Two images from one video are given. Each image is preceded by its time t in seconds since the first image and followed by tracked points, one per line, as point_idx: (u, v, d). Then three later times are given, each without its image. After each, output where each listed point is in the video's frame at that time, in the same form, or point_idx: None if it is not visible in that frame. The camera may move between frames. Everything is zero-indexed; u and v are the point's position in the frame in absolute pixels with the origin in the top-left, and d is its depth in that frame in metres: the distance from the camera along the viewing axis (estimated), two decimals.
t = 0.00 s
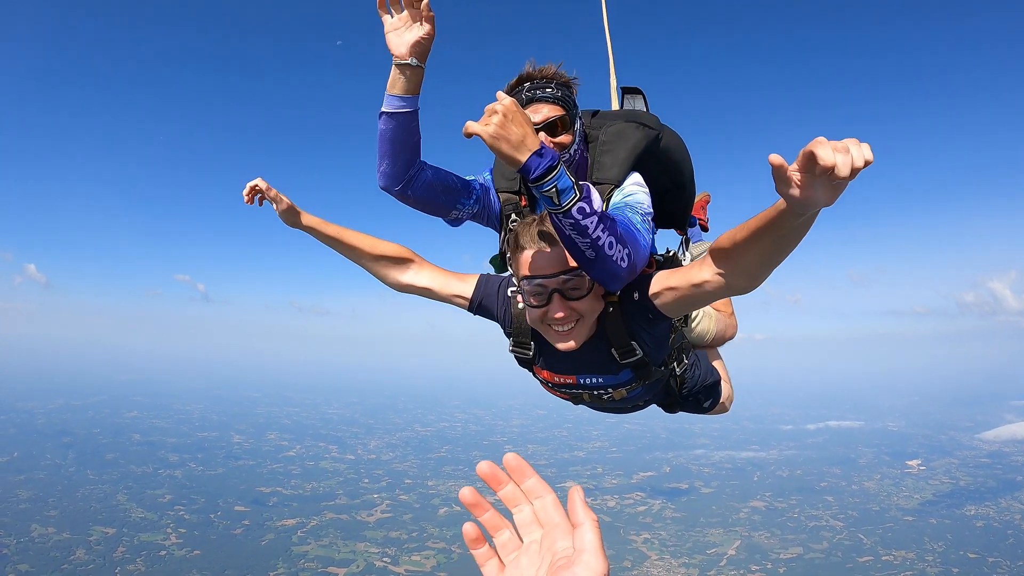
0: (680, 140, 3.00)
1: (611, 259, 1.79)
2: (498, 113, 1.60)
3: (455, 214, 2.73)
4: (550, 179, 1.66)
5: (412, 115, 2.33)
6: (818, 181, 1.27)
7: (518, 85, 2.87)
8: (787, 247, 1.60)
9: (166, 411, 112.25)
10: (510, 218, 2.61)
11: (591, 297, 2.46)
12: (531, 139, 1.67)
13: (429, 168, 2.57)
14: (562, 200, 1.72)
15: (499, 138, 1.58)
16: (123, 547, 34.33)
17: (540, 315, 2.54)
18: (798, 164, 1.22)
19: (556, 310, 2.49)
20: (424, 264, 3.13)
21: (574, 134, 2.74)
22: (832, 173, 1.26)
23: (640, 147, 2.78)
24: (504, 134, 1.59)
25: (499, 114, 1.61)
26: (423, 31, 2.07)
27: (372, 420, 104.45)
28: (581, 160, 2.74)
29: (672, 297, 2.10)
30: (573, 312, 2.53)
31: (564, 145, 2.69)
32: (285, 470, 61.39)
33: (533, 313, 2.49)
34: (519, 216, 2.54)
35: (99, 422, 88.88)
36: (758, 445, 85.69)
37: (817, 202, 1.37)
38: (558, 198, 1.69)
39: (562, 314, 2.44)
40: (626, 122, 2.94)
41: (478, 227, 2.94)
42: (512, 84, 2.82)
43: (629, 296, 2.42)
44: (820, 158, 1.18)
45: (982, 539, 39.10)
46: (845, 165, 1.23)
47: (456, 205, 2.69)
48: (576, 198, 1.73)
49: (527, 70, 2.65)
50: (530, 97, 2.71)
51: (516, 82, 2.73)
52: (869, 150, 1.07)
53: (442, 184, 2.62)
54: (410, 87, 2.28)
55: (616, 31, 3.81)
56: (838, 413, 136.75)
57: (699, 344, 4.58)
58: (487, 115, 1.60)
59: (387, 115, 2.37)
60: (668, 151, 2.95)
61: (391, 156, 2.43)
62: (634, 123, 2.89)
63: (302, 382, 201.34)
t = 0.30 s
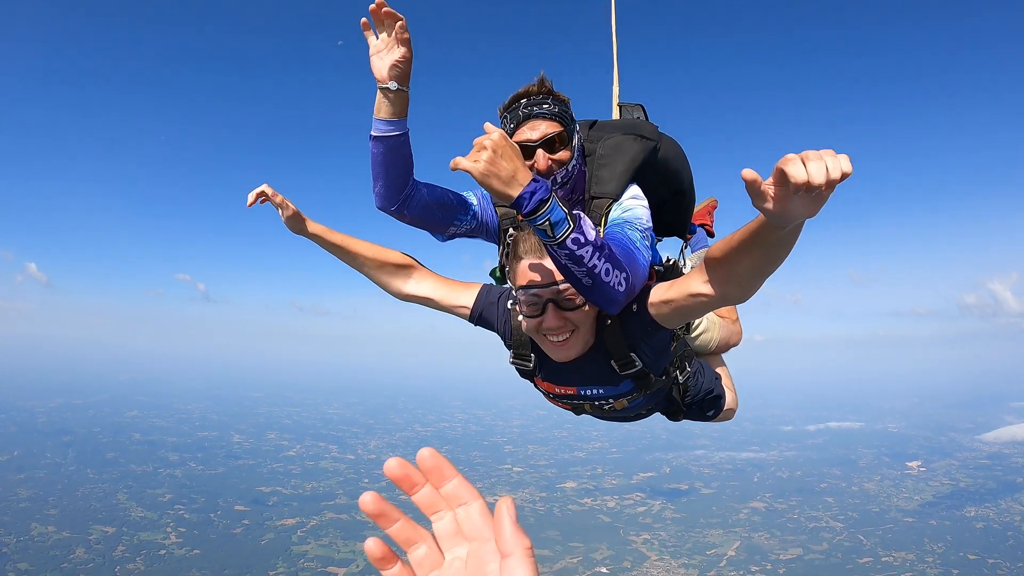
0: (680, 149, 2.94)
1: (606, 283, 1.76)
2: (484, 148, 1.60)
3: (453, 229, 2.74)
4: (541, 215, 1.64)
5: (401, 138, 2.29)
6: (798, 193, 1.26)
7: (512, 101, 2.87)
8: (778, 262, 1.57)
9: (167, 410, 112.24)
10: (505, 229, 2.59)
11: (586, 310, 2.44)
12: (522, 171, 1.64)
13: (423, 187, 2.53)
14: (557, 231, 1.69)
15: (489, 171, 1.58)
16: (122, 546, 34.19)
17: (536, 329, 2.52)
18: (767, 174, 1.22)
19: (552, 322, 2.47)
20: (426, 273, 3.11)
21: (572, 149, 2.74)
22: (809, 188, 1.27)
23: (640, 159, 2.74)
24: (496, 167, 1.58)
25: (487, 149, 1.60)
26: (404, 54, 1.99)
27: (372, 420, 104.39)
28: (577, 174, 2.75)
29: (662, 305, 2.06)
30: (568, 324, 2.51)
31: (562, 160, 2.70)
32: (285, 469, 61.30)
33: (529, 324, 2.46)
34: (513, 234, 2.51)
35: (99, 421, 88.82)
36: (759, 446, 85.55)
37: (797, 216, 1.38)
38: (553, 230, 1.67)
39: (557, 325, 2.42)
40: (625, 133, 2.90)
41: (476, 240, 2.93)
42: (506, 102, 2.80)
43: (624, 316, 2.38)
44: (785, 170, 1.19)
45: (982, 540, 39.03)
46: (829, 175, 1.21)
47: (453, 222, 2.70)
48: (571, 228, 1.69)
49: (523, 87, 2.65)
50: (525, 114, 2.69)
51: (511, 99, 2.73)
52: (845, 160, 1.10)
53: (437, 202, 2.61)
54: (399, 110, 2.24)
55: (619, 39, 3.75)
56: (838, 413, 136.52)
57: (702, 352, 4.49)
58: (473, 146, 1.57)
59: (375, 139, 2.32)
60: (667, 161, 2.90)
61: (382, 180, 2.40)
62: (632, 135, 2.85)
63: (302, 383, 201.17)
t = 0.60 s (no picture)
0: (682, 160, 2.88)
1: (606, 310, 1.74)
2: (472, 197, 1.54)
3: (451, 245, 2.79)
4: (538, 256, 1.62)
5: (396, 172, 2.59)
6: (776, 219, 1.32)
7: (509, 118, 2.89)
8: (765, 281, 1.62)
9: (167, 408, 112.36)
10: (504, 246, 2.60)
11: (580, 327, 2.44)
12: (516, 216, 1.60)
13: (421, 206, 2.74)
14: (554, 269, 1.67)
15: (485, 221, 1.53)
16: (123, 545, 34.18)
17: (533, 345, 2.52)
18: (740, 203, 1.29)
19: (549, 340, 2.47)
20: (428, 285, 3.09)
21: (568, 164, 2.75)
22: (784, 214, 1.33)
23: (636, 173, 2.70)
24: (493, 218, 1.53)
25: (474, 198, 1.54)
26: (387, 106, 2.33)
27: (373, 420, 104.45)
28: (571, 189, 2.76)
29: (653, 320, 2.08)
30: (565, 341, 2.51)
31: (558, 176, 2.76)
32: (285, 469, 61.28)
33: (525, 343, 2.48)
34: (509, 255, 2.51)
35: (100, 421, 88.96)
36: (759, 448, 85.45)
37: (776, 237, 1.44)
38: (550, 267, 1.64)
39: (554, 339, 2.44)
40: (622, 147, 2.86)
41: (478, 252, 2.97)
42: (502, 118, 2.82)
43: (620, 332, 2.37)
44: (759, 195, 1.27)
45: (982, 542, 38.99)
46: (798, 201, 1.29)
47: (454, 239, 2.77)
48: (567, 265, 1.67)
49: (518, 106, 2.65)
50: (520, 132, 2.72)
51: (507, 118, 2.74)
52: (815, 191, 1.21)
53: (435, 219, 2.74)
54: (391, 148, 2.53)
55: (627, 48, 3.72)
56: (839, 415, 136.31)
57: (706, 359, 4.42)
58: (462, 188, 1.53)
59: (372, 168, 2.60)
60: (667, 172, 2.85)
61: (381, 205, 2.65)
62: (629, 147, 2.80)
63: (303, 382, 200.98)
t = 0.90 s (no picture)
0: (688, 168, 2.76)
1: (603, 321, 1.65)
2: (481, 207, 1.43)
3: (453, 252, 2.70)
4: (536, 268, 1.54)
5: (399, 195, 2.54)
6: (776, 227, 1.23)
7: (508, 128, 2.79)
8: (767, 291, 1.52)
9: (167, 408, 112.37)
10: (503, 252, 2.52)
11: (579, 335, 2.35)
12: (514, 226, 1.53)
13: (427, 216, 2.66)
14: (551, 279, 1.58)
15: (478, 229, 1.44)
16: (122, 544, 34.04)
17: (534, 352, 2.42)
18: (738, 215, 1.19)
19: (548, 348, 2.39)
20: (430, 290, 3.00)
21: (567, 173, 2.66)
22: (790, 229, 1.22)
23: (637, 182, 2.59)
24: (485, 231, 1.44)
25: (483, 208, 1.44)
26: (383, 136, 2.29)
27: (372, 420, 104.40)
28: (573, 199, 2.66)
29: (650, 330, 1.98)
30: (565, 347, 2.43)
31: (558, 187, 2.66)
32: (284, 469, 61.19)
33: (524, 349, 2.38)
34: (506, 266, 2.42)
35: (99, 420, 88.93)
36: (759, 450, 85.25)
37: (778, 254, 1.33)
38: (548, 279, 1.56)
39: (552, 345, 2.36)
40: (624, 154, 2.74)
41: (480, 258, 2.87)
42: (501, 131, 2.73)
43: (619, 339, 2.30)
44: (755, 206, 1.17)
45: (982, 544, 38.87)
46: (806, 209, 1.18)
47: (455, 248, 2.71)
48: (565, 276, 1.59)
49: (517, 117, 2.56)
50: (518, 144, 2.62)
51: (505, 129, 2.65)
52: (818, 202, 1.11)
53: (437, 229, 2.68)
54: (392, 171, 2.50)
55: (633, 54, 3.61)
56: (839, 417, 136.04)
57: (710, 363, 4.25)
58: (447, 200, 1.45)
59: (376, 192, 2.54)
60: (670, 180, 2.73)
61: (382, 221, 2.58)
62: (630, 155, 2.69)
63: (302, 383, 200.70)
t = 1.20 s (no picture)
0: (691, 177, 2.69)
1: (604, 322, 1.68)
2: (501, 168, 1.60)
3: (457, 257, 2.73)
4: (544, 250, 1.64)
5: (399, 221, 2.57)
6: (772, 241, 1.19)
7: (512, 137, 2.79)
8: (763, 302, 1.47)
9: (167, 406, 112.40)
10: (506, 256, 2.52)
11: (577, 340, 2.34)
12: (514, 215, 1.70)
13: (428, 230, 2.72)
14: (556, 264, 1.69)
15: (495, 203, 1.62)
16: (121, 543, 34.04)
17: (530, 356, 2.44)
18: (735, 228, 1.16)
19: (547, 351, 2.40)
20: (431, 297, 3.00)
21: (570, 181, 2.61)
22: (784, 240, 1.20)
23: (637, 191, 2.54)
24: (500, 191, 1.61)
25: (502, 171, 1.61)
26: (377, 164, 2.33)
27: (372, 420, 104.40)
28: (575, 206, 2.61)
29: (648, 335, 1.95)
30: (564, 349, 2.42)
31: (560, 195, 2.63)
32: (284, 468, 61.25)
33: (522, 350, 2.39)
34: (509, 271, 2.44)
35: (99, 418, 88.98)
36: (758, 452, 85.20)
37: (773, 266, 1.28)
38: (550, 266, 1.67)
39: (547, 348, 2.37)
40: (628, 161, 2.67)
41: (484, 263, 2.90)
42: (506, 139, 2.72)
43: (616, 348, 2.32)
44: (745, 224, 1.15)
45: (981, 546, 38.88)
46: (800, 227, 1.15)
47: (459, 254, 2.75)
48: (571, 261, 1.68)
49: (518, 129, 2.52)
50: (521, 153, 2.60)
51: (510, 136, 2.62)
52: (817, 216, 1.06)
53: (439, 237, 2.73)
54: (392, 197, 2.55)
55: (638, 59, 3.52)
56: (839, 418, 135.93)
57: (715, 367, 4.14)
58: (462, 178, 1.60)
59: (375, 220, 2.58)
60: (672, 190, 2.67)
61: (385, 240, 2.62)
62: (632, 163, 2.63)
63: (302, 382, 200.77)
